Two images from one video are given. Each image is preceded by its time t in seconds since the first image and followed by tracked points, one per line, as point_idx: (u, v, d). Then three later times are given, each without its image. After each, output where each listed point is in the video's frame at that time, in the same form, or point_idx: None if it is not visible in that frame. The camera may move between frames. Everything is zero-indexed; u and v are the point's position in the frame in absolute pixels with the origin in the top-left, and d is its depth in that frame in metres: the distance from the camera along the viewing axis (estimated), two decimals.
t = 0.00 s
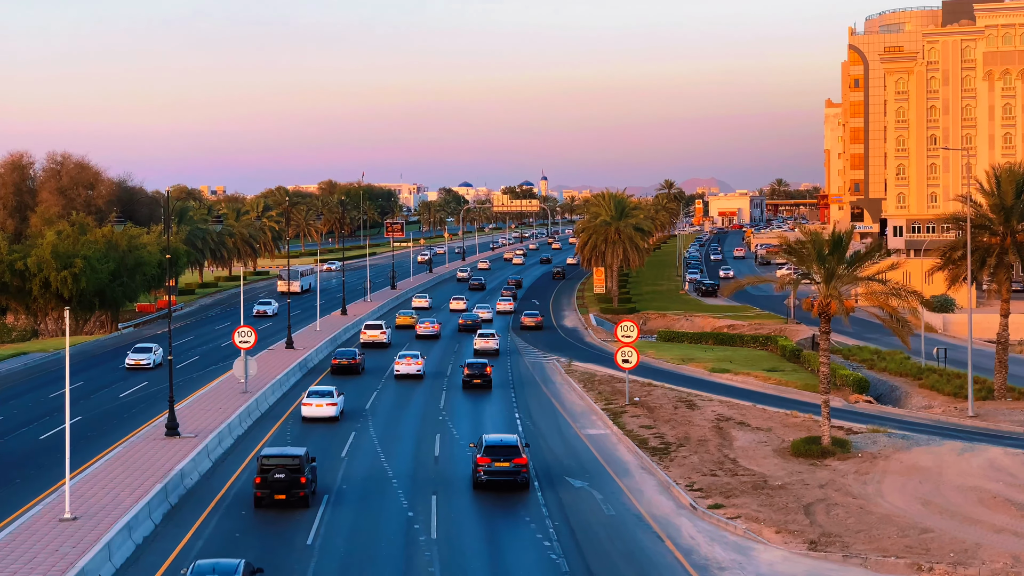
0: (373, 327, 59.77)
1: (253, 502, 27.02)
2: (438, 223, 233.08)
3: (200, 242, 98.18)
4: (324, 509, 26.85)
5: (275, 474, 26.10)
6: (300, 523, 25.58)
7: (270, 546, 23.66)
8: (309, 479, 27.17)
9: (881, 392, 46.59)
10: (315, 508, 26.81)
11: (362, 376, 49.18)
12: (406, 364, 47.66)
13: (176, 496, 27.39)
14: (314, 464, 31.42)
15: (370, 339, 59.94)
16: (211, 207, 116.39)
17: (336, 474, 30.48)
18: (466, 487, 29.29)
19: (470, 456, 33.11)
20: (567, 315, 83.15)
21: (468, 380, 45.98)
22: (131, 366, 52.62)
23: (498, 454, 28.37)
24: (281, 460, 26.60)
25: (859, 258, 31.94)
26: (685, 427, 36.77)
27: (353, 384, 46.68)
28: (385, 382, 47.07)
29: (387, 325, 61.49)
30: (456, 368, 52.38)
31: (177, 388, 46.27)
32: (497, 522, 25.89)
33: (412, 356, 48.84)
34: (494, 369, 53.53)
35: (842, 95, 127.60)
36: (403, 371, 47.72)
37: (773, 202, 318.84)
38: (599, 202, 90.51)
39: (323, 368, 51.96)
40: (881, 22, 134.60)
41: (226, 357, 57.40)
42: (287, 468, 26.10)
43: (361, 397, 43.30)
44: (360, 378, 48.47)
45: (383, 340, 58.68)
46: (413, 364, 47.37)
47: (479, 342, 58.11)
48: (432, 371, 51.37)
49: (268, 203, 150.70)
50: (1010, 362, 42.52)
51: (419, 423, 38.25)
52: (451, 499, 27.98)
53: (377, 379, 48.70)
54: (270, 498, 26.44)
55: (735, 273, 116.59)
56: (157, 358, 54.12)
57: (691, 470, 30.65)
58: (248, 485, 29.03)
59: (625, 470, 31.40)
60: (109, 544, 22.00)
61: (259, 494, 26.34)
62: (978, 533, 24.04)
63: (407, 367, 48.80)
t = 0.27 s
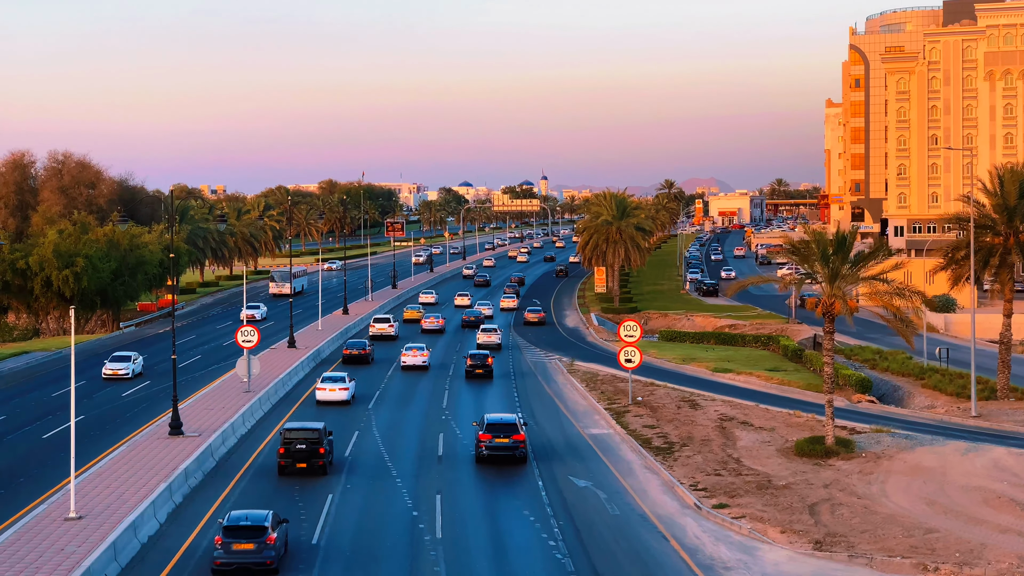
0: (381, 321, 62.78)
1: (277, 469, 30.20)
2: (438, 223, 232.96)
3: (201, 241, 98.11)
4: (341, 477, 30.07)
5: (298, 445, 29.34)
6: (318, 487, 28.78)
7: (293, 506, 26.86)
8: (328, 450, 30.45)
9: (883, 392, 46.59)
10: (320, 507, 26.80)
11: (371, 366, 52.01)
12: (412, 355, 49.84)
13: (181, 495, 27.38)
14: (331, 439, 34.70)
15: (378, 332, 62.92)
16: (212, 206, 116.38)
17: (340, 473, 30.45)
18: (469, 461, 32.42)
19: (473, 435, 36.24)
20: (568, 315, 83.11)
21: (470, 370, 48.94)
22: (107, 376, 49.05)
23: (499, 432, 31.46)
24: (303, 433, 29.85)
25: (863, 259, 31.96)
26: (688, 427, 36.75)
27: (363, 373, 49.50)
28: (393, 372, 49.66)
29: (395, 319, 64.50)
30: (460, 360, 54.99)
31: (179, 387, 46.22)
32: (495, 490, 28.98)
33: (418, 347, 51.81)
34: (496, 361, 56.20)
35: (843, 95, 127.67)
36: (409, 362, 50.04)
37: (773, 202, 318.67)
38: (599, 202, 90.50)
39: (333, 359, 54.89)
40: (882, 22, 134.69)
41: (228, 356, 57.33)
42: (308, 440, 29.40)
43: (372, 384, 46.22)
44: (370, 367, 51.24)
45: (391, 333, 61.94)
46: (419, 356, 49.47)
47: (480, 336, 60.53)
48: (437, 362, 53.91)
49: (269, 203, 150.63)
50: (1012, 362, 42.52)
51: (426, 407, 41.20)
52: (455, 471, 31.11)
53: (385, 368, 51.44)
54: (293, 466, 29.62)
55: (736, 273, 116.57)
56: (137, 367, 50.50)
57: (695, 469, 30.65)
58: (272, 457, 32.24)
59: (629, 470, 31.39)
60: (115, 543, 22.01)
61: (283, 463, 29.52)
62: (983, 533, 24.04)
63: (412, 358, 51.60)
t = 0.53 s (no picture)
0: (389, 315, 66.16)
1: (295, 443, 33.60)
2: (437, 221, 232.71)
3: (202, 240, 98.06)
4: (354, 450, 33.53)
5: (315, 421, 32.79)
6: (332, 458, 32.22)
7: (310, 472, 30.36)
8: (343, 427, 33.84)
9: (886, 391, 46.55)
10: (324, 507, 26.73)
11: (380, 356, 55.33)
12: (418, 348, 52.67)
13: (185, 494, 27.35)
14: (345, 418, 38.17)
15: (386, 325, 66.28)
16: (212, 205, 116.29)
17: (344, 473, 30.40)
18: (470, 438, 35.76)
19: (474, 416, 39.55)
20: (569, 314, 83.02)
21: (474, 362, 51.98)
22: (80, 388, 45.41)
23: (499, 412, 34.66)
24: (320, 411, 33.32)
25: (868, 258, 31.93)
26: (691, 426, 36.70)
27: (372, 362, 52.87)
28: (399, 363, 52.59)
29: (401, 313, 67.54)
30: (463, 353, 58.01)
31: (181, 386, 46.17)
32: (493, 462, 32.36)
33: (424, 341, 54.86)
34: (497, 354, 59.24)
35: (843, 93, 127.65)
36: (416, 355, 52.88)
37: (773, 201, 318.29)
38: (601, 200, 90.32)
39: (343, 350, 58.33)
40: (883, 21, 134.62)
41: (229, 355, 57.23)
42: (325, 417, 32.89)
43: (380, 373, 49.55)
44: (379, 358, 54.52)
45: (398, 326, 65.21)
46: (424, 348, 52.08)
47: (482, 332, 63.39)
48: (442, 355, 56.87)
49: (269, 202, 150.56)
50: (1015, 361, 42.49)
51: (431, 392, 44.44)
52: (457, 446, 34.46)
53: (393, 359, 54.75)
54: (310, 440, 33.03)
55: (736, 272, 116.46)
56: (110, 378, 46.23)
57: (699, 469, 30.62)
58: (290, 433, 35.71)
59: (633, 470, 31.32)
60: (120, 542, 21.98)
61: (301, 437, 32.94)
62: (989, 532, 24.03)
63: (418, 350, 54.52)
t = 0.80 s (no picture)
0: (397, 309, 69.00)
1: (312, 424, 36.96)
2: (437, 221, 232.58)
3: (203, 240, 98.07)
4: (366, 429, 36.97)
5: (330, 403, 36.34)
6: (346, 436, 35.57)
7: (327, 448, 33.69)
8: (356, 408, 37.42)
9: (889, 391, 46.52)
10: (329, 507, 26.78)
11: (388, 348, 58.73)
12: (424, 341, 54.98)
13: (189, 495, 27.34)
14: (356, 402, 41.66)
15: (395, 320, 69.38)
16: (213, 205, 116.28)
17: (348, 474, 30.36)
18: (473, 420, 38.97)
19: (476, 401, 42.80)
20: (571, 314, 82.89)
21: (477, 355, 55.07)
22: (52, 404, 41.89)
23: (500, 396, 38.02)
24: (334, 394, 36.78)
25: (873, 258, 31.93)
26: (695, 426, 36.68)
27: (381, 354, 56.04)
28: (406, 356, 55.52)
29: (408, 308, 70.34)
30: (467, 346, 60.80)
31: (185, 386, 46.17)
32: (492, 440, 35.49)
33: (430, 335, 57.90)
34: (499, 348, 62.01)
35: (844, 93, 127.83)
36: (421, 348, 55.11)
37: (773, 201, 318.06)
38: (603, 200, 90.22)
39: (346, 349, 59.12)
40: (883, 21, 134.72)
41: (232, 355, 57.17)
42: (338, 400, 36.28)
43: (389, 363, 52.72)
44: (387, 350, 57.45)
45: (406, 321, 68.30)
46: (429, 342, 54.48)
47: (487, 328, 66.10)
48: (447, 347, 59.60)
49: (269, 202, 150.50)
50: (1019, 361, 42.46)
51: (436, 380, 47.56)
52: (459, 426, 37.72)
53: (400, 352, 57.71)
54: (326, 420, 36.68)
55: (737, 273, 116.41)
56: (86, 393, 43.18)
57: (703, 469, 30.61)
58: (307, 416, 39.11)
59: (638, 470, 31.30)
60: (126, 542, 21.97)
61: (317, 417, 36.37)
62: (995, 532, 24.01)
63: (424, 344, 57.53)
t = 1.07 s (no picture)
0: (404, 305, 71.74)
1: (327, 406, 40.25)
2: (438, 222, 232.51)
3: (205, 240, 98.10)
4: (377, 411, 40.27)
5: (343, 388, 39.25)
6: (359, 418, 38.83)
7: (342, 428, 37.05)
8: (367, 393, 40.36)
9: (893, 391, 46.50)
10: (335, 508, 26.78)
11: (395, 342, 61.59)
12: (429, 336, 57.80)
13: (195, 495, 27.32)
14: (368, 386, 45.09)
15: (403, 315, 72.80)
16: (214, 205, 116.26)
17: (353, 475, 30.36)
18: (476, 405, 42.04)
19: (480, 387, 46.04)
20: (573, 314, 82.82)
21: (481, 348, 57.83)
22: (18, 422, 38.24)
23: (503, 382, 40.88)
24: (347, 379, 39.89)
25: (878, 257, 31.90)
26: (700, 426, 36.67)
27: (390, 346, 59.33)
28: (413, 350, 57.98)
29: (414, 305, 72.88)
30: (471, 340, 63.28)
31: (189, 387, 46.19)
32: (493, 423, 38.55)
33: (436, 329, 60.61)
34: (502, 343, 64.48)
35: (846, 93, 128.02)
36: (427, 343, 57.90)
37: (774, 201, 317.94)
38: (605, 201, 90.18)
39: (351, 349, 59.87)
40: (885, 21, 134.76)
41: (235, 356, 57.16)
42: (350, 385, 39.50)
43: (398, 354, 56.03)
44: (395, 345, 59.49)
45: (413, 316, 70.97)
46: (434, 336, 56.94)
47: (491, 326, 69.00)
48: (452, 343, 62.05)
49: (270, 203, 150.45)
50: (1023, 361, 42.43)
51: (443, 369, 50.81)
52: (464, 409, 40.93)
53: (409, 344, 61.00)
54: (340, 404, 39.62)
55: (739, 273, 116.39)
56: (57, 409, 39.55)
57: (709, 469, 30.56)
58: (323, 399, 42.57)
59: (643, 470, 31.24)
60: (133, 543, 21.95)
61: (332, 400, 39.62)
62: (1002, 532, 23.97)
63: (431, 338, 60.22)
